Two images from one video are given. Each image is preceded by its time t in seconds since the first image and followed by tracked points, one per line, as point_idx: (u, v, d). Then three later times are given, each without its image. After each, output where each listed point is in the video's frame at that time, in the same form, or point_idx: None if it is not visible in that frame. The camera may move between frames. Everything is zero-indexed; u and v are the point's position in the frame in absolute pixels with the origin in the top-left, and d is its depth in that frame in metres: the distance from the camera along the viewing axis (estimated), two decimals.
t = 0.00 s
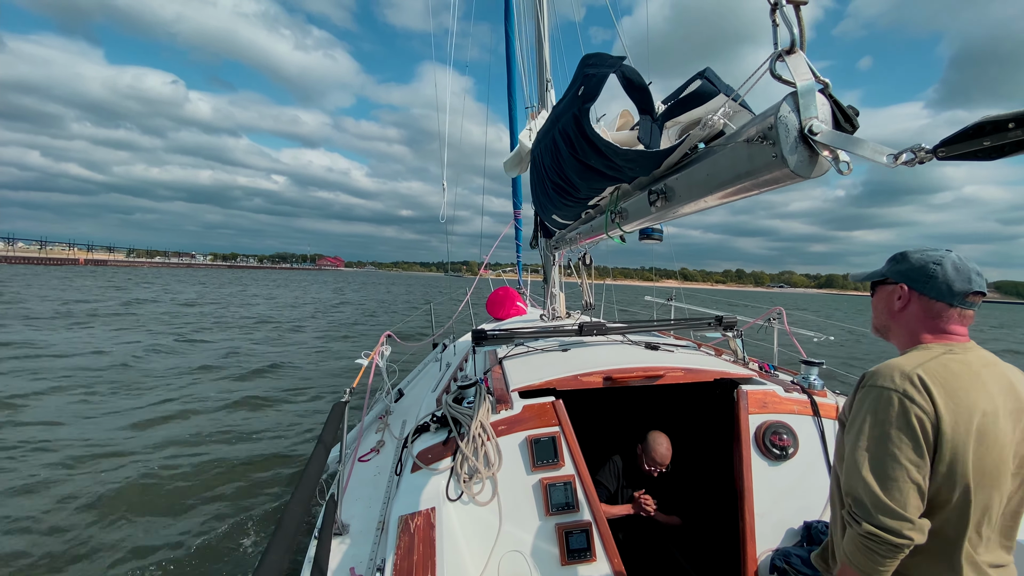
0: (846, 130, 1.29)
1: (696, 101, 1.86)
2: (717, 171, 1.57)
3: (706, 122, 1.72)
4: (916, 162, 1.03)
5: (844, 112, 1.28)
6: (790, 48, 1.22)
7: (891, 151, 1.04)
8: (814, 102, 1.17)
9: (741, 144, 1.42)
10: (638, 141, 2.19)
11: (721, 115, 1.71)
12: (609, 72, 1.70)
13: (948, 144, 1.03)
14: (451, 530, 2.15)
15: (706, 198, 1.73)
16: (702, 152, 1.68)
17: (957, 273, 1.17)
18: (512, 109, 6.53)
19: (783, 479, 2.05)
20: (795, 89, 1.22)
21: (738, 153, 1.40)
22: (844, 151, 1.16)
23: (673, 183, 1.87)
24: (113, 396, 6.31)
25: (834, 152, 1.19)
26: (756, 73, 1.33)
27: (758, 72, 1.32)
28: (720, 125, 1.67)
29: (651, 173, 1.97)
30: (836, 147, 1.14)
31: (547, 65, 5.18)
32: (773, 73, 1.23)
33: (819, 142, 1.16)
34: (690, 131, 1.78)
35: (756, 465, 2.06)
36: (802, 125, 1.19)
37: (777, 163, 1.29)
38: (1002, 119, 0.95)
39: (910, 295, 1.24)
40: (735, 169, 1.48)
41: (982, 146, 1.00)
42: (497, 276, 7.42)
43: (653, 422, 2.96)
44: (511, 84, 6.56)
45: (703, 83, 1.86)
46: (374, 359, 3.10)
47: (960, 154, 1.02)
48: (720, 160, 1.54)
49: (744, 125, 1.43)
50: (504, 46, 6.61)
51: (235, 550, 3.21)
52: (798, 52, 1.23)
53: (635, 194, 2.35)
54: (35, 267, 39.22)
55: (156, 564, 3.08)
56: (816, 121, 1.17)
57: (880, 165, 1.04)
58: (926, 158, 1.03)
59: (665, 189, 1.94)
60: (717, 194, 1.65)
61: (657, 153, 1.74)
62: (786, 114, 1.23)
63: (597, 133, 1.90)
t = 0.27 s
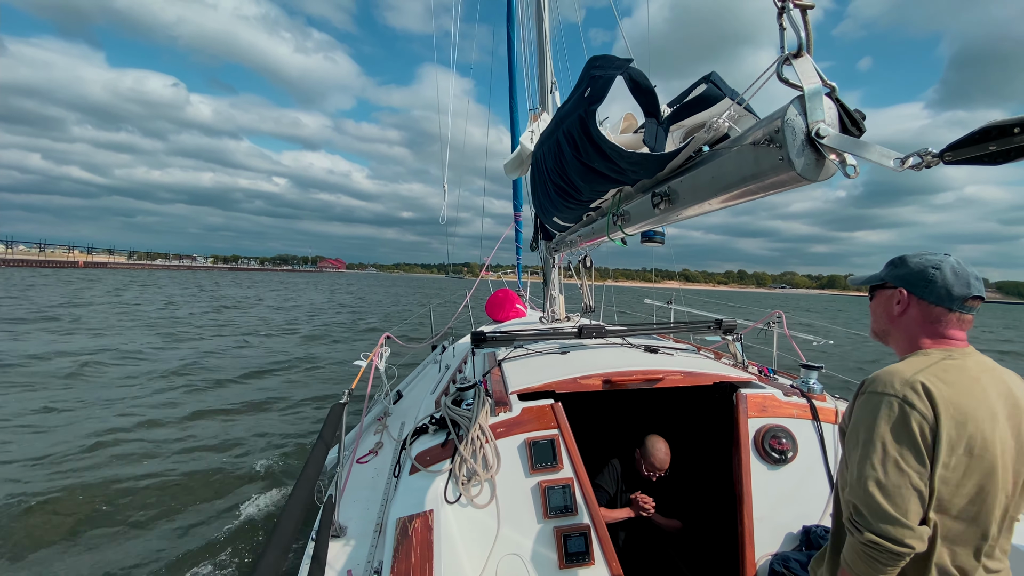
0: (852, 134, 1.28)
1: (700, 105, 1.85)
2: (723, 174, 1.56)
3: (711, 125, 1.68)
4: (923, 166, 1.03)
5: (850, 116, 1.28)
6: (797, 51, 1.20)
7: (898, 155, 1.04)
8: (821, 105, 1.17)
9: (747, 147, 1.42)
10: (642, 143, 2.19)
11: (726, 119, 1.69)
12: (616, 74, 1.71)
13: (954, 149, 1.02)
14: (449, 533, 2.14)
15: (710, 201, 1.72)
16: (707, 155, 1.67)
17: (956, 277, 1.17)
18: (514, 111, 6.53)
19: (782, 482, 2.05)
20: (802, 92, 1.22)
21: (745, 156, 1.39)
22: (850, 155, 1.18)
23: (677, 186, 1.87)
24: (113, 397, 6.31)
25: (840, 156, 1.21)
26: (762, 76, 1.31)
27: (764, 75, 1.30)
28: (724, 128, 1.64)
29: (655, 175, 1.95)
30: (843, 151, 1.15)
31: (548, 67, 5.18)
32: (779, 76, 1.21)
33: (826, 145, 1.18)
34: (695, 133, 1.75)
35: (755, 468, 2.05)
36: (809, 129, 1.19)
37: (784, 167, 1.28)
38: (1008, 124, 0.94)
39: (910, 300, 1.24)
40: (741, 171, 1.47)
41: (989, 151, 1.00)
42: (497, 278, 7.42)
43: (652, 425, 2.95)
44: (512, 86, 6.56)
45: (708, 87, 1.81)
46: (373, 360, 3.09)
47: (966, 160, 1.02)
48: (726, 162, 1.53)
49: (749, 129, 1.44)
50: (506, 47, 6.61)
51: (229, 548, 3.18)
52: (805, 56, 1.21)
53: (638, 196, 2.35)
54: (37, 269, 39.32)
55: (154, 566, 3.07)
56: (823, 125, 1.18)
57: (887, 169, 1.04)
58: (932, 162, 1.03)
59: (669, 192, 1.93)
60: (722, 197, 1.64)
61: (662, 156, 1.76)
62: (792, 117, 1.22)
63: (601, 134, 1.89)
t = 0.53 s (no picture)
0: (856, 134, 1.28)
1: (703, 106, 1.85)
2: (725, 174, 1.55)
3: (712, 125, 1.67)
4: (927, 166, 1.03)
5: (854, 116, 1.27)
6: (800, 51, 1.21)
7: (902, 155, 1.04)
8: (824, 105, 1.18)
9: (750, 147, 1.42)
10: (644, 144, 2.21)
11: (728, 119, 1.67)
12: (616, 74, 1.70)
13: (958, 149, 1.01)
14: (447, 534, 2.13)
15: (711, 202, 1.71)
16: (709, 156, 1.67)
17: (959, 280, 1.16)
18: (514, 111, 6.53)
19: (781, 485, 2.04)
20: (806, 92, 1.22)
21: (747, 155, 1.39)
22: (854, 154, 1.17)
23: (678, 187, 1.86)
24: (113, 398, 6.32)
25: (844, 156, 1.20)
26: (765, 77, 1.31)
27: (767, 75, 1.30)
28: (727, 128, 1.63)
29: (656, 175, 1.95)
30: (847, 151, 1.15)
31: (548, 68, 5.18)
32: (783, 76, 1.21)
33: (829, 146, 1.18)
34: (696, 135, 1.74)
35: (754, 470, 2.05)
36: (812, 129, 1.19)
37: (787, 166, 1.28)
38: (1012, 124, 0.94)
39: (912, 303, 1.23)
40: (743, 171, 1.47)
41: (993, 151, 0.99)
42: (496, 279, 7.42)
43: (651, 426, 2.94)
44: (512, 87, 6.56)
45: (710, 87, 1.82)
46: (372, 361, 3.09)
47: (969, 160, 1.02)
48: (729, 163, 1.52)
49: (752, 128, 1.44)
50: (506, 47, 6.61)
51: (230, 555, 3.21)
52: (809, 55, 1.21)
53: (639, 197, 2.34)
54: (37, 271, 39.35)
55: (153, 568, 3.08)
56: (827, 125, 1.18)
57: (892, 169, 1.04)
58: (937, 163, 1.03)
59: (670, 193, 1.92)
60: (723, 197, 1.63)
61: (664, 156, 1.76)
62: (796, 117, 1.21)
63: (602, 135, 1.88)
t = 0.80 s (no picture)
0: (857, 135, 1.26)
1: (705, 106, 1.78)
2: (724, 173, 1.53)
3: (712, 126, 1.67)
4: (928, 167, 1.02)
5: (855, 116, 1.25)
6: (802, 51, 1.18)
7: (903, 156, 1.02)
8: (826, 105, 1.16)
9: (750, 147, 1.40)
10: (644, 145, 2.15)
11: (728, 120, 1.65)
12: (618, 74, 1.68)
13: (960, 149, 1.00)
14: (442, 535, 2.11)
15: (710, 202, 1.70)
16: (709, 157, 1.65)
17: (956, 283, 1.15)
18: (513, 112, 6.52)
19: (777, 486, 2.03)
20: (807, 92, 1.20)
21: (748, 156, 1.37)
22: (856, 154, 1.15)
23: (677, 187, 1.84)
24: (112, 398, 6.32)
25: (845, 156, 1.18)
26: (765, 77, 1.29)
27: (768, 76, 1.28)
28: (727, 129, 1.63)
29: (656, 176, 1.93)
30: (848, 151, 1.14)
31: (547, 68, 5.17)
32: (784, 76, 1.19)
33: (831, 146, 1.16)
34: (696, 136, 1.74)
35: (750, 471, 2.03)
36: (814, 129, 1.17)
37: (788, 167, 1.26)
38: (1016, 124, 0.92)
39: (909, 305, 1.22)
40: (743, 171, 1.45)
41: (995, 152, 0.97)
42: (495, 279, 7.41)
43: (648, 427, 2.93)
44: (512, 87, 6.56)
45: (711, 88, 1.77)
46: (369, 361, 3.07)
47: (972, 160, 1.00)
48: (729, 163, 1.51)
49: (753, 129, 1.42)
50: (506, 47, 6.60)
51: (227, 552, 3.22)
52: (810, 55, 1.19)
53: (638, 198, 2.33)
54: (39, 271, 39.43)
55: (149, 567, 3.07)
56: (828, 125, 1.16)
57: (892, 170, 1.03)
58: (938, 163, 1.01)
59: (669, 193, 1.91)
60: (722, 198, 1.61)
61: (664, 156, 1.73)
62: (797, 117, 1.19)
63: (603, 134, 1.87)
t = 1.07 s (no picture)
0: (843, 145, 1.27)
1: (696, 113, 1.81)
2: (715, 181, 1.53)
3: (705, 133, 1.70)
4: (911, 177, 1.02)
5: (841, 126, 1.25)
6: (790, 62, 1.20)
7: (888, 166, 1.03)
8: (813, 115, 1.16)
9: (740, 155, 1.40)
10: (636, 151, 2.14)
11: (720, 127, 1.69)
12: (611, 82, 1.68)
13: (943, 159, 1.00)
14: (437, 536, 2.11)
15: (703, 208, 1.70)
16: (701, 164, 1.64)
17: (952, 289, 1.15)
18: (512, 113, 6.52)
19: (771, 489, 2.02)
20: (794, 103, 1.20)
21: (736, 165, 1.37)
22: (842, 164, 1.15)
23: (670, 193, 1.84)
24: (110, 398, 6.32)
25: (831, 165, 1.18)
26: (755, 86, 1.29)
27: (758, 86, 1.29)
28: (718, 137, 1.66)
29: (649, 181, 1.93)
30: (833, 161, 1.13)
31: (545, 70, 5.17)
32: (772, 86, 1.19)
33: (816, 156, 1.16)
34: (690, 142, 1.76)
35: (743, 475, 2.03)
36: (801, 138, 1.18)
37: (775, 175, 1.28)
38: (997, 136, 0.92)
39: (904, 312, 1.21)
40: (732, 179, 1.45)
41: (977, 162, 0.98)
42: (492, 281, 7.41)
43: (643, 429, 2.93)
44: (509, 89, 6.56)
45: (703, 95, 1.78)
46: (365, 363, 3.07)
47: (954, 171, 1.01)
48: (719, 170, 1.51)
49: (743, 137, 1.42)
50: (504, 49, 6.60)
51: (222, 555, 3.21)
52: (798, 66, 1.21)
53: (632, 202, 2.33)
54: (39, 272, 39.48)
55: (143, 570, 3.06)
56: (815, 135, 1.16)
57: (876, 180, 1.03)
58: (921, 174, 1.01)
59: (662, 199, 1.90)
60: (714, 204, 1.62)
61: (656, 164, 1.72)
62: (784, 127, 1.19)
63: (597, 140, 1.86)
